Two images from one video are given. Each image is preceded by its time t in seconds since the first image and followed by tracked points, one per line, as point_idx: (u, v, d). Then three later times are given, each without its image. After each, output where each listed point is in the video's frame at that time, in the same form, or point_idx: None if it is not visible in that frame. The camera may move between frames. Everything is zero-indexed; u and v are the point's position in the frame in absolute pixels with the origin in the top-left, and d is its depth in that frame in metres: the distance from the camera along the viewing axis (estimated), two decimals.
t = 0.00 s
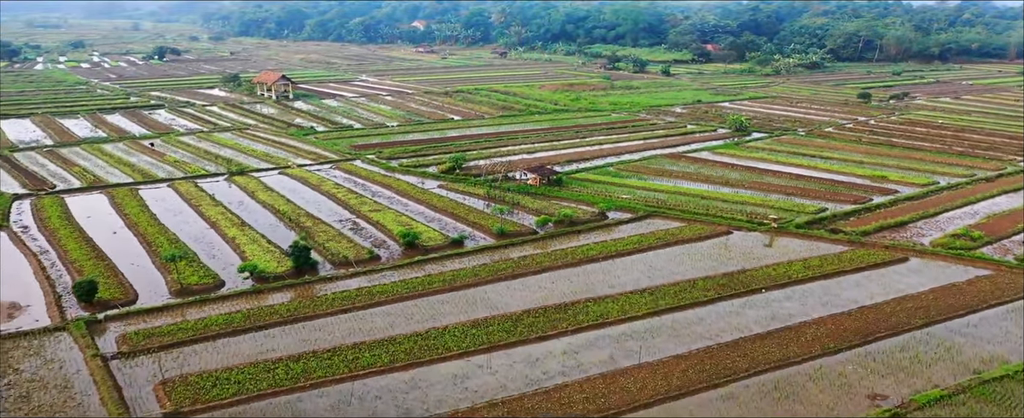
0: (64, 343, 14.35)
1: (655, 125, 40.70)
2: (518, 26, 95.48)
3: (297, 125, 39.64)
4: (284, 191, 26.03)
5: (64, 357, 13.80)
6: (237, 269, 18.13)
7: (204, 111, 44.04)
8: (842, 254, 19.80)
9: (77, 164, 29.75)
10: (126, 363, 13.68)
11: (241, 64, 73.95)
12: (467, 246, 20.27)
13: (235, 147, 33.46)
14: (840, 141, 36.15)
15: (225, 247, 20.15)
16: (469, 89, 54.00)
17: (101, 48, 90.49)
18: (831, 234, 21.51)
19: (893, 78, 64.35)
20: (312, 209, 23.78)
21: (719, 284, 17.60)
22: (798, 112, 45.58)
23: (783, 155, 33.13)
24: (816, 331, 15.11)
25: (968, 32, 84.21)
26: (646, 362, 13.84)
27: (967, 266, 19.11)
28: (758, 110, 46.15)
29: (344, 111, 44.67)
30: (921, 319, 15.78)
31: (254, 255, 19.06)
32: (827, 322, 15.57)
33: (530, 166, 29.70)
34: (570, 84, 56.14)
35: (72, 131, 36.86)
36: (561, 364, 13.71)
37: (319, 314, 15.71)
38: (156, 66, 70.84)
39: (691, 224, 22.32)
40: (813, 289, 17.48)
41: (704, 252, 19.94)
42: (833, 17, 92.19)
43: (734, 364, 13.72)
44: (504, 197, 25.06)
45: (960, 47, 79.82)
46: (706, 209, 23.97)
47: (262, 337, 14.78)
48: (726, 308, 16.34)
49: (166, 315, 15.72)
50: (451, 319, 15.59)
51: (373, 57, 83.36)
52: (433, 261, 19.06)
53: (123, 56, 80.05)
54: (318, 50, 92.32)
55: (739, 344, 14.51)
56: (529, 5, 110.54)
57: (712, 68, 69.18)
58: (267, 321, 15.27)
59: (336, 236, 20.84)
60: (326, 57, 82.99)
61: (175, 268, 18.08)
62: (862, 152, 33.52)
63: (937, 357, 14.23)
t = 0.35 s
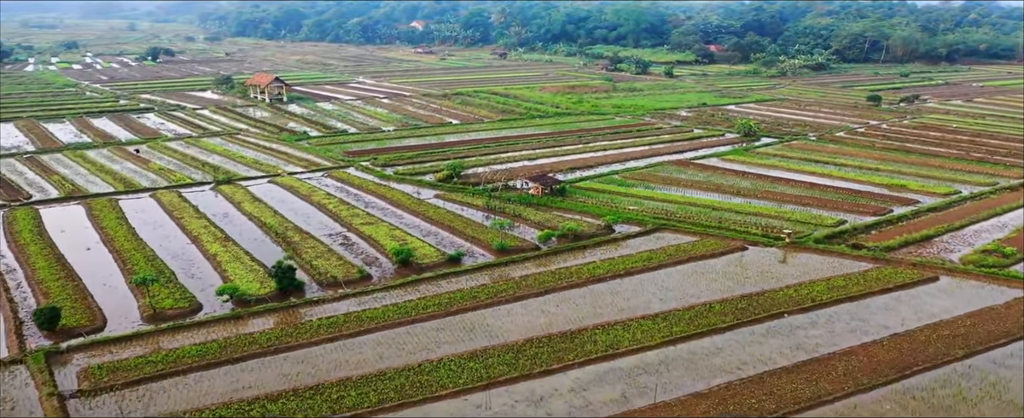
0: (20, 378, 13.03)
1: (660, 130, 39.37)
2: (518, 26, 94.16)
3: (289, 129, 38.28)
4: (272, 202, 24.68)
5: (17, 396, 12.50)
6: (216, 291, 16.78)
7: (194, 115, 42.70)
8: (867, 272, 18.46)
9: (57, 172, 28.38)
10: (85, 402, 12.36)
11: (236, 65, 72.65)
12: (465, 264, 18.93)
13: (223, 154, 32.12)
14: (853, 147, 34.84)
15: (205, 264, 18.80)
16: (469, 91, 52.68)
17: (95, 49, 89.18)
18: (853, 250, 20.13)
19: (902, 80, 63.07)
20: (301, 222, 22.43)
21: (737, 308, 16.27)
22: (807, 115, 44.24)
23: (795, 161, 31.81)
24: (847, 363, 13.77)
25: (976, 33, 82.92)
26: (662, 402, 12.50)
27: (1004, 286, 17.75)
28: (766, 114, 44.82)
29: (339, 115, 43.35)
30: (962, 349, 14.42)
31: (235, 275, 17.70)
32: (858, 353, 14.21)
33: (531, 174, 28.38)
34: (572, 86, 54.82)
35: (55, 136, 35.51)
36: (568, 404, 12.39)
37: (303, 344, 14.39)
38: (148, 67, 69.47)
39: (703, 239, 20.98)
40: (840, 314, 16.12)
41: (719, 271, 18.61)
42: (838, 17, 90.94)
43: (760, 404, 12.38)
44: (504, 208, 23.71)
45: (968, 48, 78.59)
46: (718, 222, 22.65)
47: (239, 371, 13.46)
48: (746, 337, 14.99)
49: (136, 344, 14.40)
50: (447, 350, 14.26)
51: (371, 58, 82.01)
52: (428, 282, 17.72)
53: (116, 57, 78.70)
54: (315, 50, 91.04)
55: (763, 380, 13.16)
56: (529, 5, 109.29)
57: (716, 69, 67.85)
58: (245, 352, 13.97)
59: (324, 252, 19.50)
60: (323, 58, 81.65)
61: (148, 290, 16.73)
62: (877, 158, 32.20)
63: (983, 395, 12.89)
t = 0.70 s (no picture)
0: None
1: (666, 134, 38.15)
2: (518, 26, 92.93)
3: (282, 133, 37.04)
4: (261, 213, 23.47)
5: None
6: (192, 314, 15.57)
7: (185, 118, 41.49)
8: (893, 293, 17.24)
9: (36, 180, 27.13)
10: None
11: (231, 66, 71.42)
12: (462, 283, 17.72)
13: (212, 160, 30.91)
14: (866, 153, 33.67)
15: (184, 283, 17.58)
16: (468, 93, 51.50)
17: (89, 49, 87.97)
18: (876, 267, 18.92)
19: (909, 82, 61.94)
20: (289, 236, 21.21)
21: (756, 333, 15.07)
22: (815, 119, 43.06)
23: (806, 168, 30.62)
24: (880, 400, 12.58)
25: (983, 33, 81.78)
26: None
27: None
28: (773, 117, 43.64)
29: (335, 118, 42.15)
30: (1004, 382, 13.20)
31: (215, 296, 16.50)
32: (891, 386, 13.00)
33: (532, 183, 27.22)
34: (573, 88, 53.64)
35: (39, 141, 34.28)
36: None
37: (285, 377, 13.20)
38: (142, 68, 68.25)
39: (715, 254, 19.78)
40: (868, 341, 14.91)
41: (734, 290, 17.41)
42: (842, 17, 89.82)
43: None
44: (505, 220, 22.51)
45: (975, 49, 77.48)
46: (731, 234, 21.44)
47: (213, 409, 12.27)
48: (768, 367, 13.77)
49: (102, 376, 13.22)
50: (442, 383, 13.06)
51: (369, 59, 80.84)
52: (423, 303, 16.49)
53: (109, 58, 77.49)
54: (313, 51, 89.90)
55: None
56: (529, 5, 108.26)
57: (720, 70, 66.70)
58: (221, 387, 12.78)
59: (313, 270, 18.29)
60: (320, 59, 80.47)
61: (121, 313, 15.53)
62: (891, 165, 31.00)
63: None
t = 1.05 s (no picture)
0: None
1: (671, 139, 36.82)
2: (518, 27, 91.52)
3: (273, 139, 35.66)
4: (246, 226, 22.12)
5: None
6: (163, 345, 14.20)
7: (174, 122, 40.11)
8: (927, 318, 15.90)
9: (10, 190, 25.76)
10: None
11: (226, 67, 70.06)
12: (460, 307, 16.37)
13: (198, 167, 29.56)
14: (881, 159, 32.36)
15: (158, 307, 16.21)
16: (467, 96, 50.14)
17: (82, 50, 86.46)
18: (905, 288, 17.56)
19: (918, 84, 60.62)
20: (275, 252, 19.85)
21: (781, 366, 13.73)
22: (825, 123, 41.72)
23: (820, 175, 29.29)
24: None
25: (991, 34, 80.42)
26: None
27: None
28: (782, 121, 42.30)
29: (329, 122, 40.80)
30: None
31: (189, 323, 15.15)
32: None
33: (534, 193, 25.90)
34: (575, 90, 52.28)
35: (19, 147, 32.91)
36: None
37: None
38: (133, 70, 66.85)
39: (731, 273, 18.43)
40: (905, 375, 13.56)
41: (754, 315, 16.06)
42: (847, 17, 88.49)
43: None
44: (506, 234, 21.16)
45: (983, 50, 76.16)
46: (746, 251, 20.10)
47: None
48: (797, 407, 12.44)
49: None
50: None
51: (366, 60, 79.48)
52: (416, 331, 15.13)
53: (101, 59, 76.06)
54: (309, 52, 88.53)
55: None
56: (529, 5, 107.01)
57: (724, 72, 65.35)
58: None
59: (298, 292, 16.93)
60: (317, 60, 79.11)
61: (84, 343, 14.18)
62: (909, 172, 29.68)
63: None
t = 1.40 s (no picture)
0: None
1: (677, 144, 35.61)
2: (518, 27, 90.26)
3: (265, 144, 34.44)
4: (231, 240, 20.90)
5: None
6: (130, 379, 12.97)
7: (163, 126, 38.87)
8: (963, 345, 14.66)
9: None
10: None
11: (220, 69, 68.82)
12: (457, 332, 15.12)
13: (185, 175, 28.33)
14: (896, 165, 31.14)
15: (129, 332, 14.97)
16: (466, 98, 48.92)
17: (75, 51, 85.23)
18: (937, 311, 16.30)
19: (926, 86, 59.44)
20: (260, 269, 18.60)
21: (809, 403, 12.48)
22: (835, 127, 40.50)
23: (833, 183, 28.06)
24: None
25: (998, 34, 79.26)
26: None
27: None
28: (790, 124, 41.09)
29: (323, 126, 39.58)
30: None
31: (160, 352, 13.91)
32: None
33: (535, 203, 24.67)
34: (576, 93, 51.07)
35: None
36: None
37: None
38: (126, 71, 65.61)
39: (749, 294, 17.19)
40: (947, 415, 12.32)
41: (775, 342, 14.83)
42: (852, 18, 87.29)
43: None
44: (507, 249, 19.92)
45: (991, 51, 74.96)
46: (763, 267, 18.84)
47: None
48: None
49: None
50: None
51: (364, 61, 78.25)
52: (408, 361, 13.90)
53: (94, 60, 74.83)
54: (306, 53, 87.26)
55: None
56: (529, 6, 105.85)
57: (729, 73, 64.15)
58: None
59: (283, 315, 15.69)
60: (313, 61, 77.90)
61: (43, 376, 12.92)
62: (926, 179, 28.43)
63: None
